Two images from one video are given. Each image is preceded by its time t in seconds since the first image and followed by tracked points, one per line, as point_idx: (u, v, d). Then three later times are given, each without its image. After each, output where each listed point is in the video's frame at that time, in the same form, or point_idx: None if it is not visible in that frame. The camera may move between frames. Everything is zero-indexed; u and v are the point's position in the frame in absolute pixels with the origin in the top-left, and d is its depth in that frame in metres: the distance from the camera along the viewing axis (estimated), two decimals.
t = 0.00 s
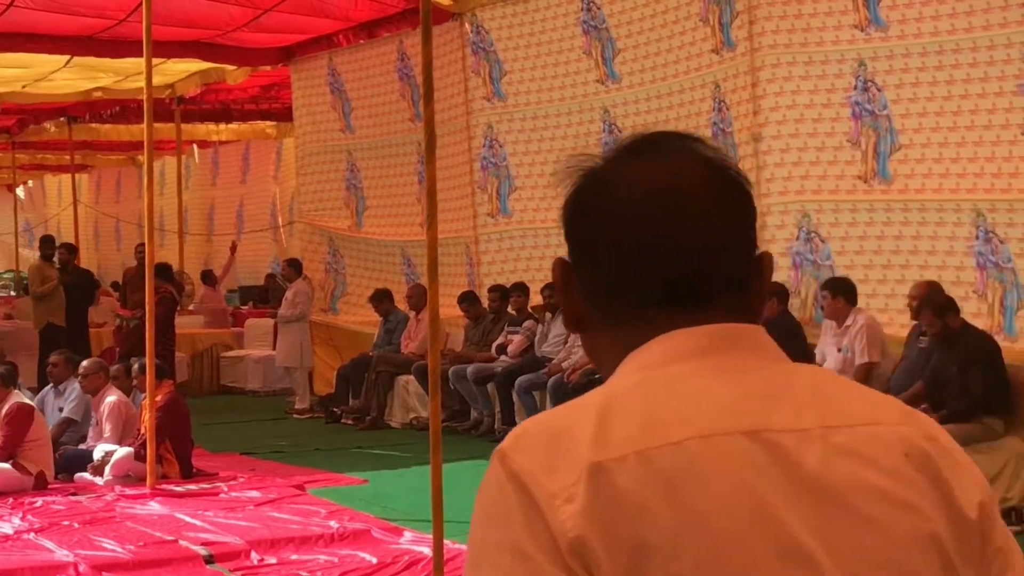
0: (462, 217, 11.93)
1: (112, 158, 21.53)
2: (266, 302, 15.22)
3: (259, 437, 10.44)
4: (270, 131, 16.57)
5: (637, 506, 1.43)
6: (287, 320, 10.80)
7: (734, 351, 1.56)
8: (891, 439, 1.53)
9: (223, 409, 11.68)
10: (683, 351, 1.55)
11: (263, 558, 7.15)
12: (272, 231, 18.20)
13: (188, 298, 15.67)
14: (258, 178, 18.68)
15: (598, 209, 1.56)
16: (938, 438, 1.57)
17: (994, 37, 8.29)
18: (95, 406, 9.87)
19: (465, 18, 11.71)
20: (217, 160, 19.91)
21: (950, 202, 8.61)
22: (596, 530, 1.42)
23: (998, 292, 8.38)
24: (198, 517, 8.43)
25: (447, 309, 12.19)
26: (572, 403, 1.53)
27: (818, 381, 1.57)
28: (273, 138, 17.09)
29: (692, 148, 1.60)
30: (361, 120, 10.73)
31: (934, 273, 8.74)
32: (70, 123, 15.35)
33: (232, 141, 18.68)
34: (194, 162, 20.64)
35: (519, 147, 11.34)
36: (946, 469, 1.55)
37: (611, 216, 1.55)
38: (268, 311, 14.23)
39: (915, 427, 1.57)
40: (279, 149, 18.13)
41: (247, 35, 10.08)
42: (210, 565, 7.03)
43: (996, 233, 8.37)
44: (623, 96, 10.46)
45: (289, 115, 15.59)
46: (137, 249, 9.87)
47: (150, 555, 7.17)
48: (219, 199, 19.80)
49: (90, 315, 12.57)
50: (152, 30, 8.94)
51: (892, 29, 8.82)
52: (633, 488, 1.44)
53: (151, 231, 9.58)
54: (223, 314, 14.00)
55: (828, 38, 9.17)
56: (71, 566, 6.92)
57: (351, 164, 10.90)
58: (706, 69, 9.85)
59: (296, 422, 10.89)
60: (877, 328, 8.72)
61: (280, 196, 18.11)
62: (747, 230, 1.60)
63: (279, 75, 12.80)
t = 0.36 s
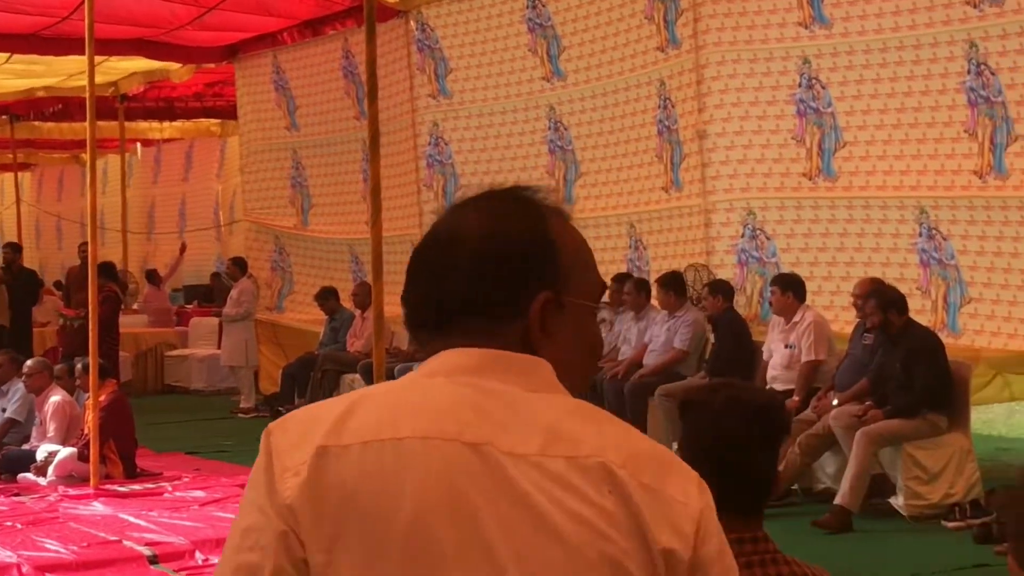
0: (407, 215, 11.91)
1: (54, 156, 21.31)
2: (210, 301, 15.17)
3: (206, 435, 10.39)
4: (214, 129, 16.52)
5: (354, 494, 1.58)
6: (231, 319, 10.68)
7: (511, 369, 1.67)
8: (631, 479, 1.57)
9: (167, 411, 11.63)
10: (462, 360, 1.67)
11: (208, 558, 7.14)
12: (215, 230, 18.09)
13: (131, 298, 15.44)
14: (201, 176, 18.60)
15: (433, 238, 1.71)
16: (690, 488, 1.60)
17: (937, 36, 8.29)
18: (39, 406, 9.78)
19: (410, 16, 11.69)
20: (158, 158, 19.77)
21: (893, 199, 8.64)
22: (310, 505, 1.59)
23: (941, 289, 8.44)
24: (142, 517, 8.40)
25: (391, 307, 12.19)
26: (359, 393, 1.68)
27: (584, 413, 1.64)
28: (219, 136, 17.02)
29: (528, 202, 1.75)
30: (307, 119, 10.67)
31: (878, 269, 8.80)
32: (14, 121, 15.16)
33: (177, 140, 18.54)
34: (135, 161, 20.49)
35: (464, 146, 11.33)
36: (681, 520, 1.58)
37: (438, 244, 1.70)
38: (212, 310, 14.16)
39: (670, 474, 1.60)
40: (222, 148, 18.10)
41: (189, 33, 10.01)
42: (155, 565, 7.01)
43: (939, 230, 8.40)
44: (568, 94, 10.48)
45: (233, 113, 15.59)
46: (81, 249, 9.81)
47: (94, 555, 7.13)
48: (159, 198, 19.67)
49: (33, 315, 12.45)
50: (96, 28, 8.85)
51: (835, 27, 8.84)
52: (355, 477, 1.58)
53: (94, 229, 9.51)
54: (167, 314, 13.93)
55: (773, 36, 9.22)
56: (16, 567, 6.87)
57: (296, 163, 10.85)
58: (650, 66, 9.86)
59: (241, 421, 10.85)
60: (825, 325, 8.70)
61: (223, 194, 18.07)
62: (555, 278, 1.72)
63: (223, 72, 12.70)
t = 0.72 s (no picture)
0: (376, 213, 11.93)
1: (21, 156, 21.20)
2: (179, 301, 15.15)
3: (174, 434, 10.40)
4: (182, 128, 16.46)
5: (188, 426, 1.70)
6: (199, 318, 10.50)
7: (363, 340, 1.73)
8: (432, 432, 1.59)
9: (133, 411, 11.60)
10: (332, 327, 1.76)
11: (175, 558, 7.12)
12: (183, 229, 18.02)
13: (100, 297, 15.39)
14: (169, 175, 18.56)
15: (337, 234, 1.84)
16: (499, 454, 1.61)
17: (904, 33, 8.29)
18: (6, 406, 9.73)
19: (378, 14, 11.64)
20: (125, 157, 19.70)
21: (860, 196, 8.66)
22: (155, 433, 1.73)
23: (908, 286, 8.45)
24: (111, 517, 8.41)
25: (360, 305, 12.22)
26: (240, 353, 1.80)
27: (423, 374, 1.68)
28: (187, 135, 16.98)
29: (431, 206, 1.83)
30: (276, 117, 10.64)
31: (845, 267, 8.82)
32: None
33: (143, 138, 18.45)
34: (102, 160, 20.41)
35: (432, 144, 11.36)
36: (477, 478, 1.60)
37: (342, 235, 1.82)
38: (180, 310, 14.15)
39: (476, 439, 1.61)
40: (189, 147, 18.09)
41: (157, 32, 9.98)
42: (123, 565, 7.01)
43: (906, 227, 8.40)
44: (537, 92, 10.52)
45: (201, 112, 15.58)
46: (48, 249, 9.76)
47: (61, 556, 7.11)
48: (123, 198, 19.59)
49: None
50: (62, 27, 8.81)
51: (802, 25, 8.86)
52: (192, 415, 1.70)
53: (61, 229, 9.47)
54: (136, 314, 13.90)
55: (740, 34, 9.21)
56: None
57: (265, 161, 10.79)
58: (618, 65, 9.88)
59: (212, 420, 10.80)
60: (794, 322, 8.71)
61: (190, 193, 18.04)
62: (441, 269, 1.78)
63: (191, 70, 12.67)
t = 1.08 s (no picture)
0: (375, 209, 11.97)
1: (19, 151, 21.18)
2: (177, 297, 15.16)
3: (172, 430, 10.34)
4: (182, 124, 16.47)
5: (71, 437, 1.83)
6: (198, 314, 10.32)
7: (239, 341, 1.84)
8: (278, 426, 1.71)
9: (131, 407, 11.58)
10: (198, 332, 1.87)
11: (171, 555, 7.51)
12: (180, 226, 18.02)
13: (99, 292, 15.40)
14: (166, 170, 18.55)
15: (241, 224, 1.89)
16: (343, 441, 1.71)
17: (902, 28, 8.26)
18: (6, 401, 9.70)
19: (375, 10, 11.69)
20: (122, 153, 19.69)
21: (859, 192, 8.64)
22: (47, 440, 1.85)
23: (907, 282, 8.43)
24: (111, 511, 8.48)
25: (357, 300, 12.23)
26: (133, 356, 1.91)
27: (276, 370, 1.79)
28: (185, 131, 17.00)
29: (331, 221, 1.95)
30: (274, 113, 10.59)
31: (843, 262, 8.80)
32: None
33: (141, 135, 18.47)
34: (100, 155, 20.41)
35: (429, 140, 11.40)
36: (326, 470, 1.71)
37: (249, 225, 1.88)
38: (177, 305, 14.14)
39: (324, 434, 1.72)
40: (188, 143, 18.10)
41: (154, 28, 9.97)
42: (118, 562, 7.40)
43: (904, 222, 8.38)
44: (534, 87, 10.53)
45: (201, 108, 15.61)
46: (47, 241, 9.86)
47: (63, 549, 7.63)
48: (118, 193, 19.58)
49: None
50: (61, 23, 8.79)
51: (800, 20, 8.84)
52: (84, 423, 1.83)
53: (60, 223, 9.55)
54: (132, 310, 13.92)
55: (738, 29, 9.20)
56: None
57: (262, 157, 10.75)
58: (616, 60, 9.87)
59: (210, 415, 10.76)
60: (789, 318, 8.67)
61: (188, 188, 18.04)
62: (336, 274, 1.91)
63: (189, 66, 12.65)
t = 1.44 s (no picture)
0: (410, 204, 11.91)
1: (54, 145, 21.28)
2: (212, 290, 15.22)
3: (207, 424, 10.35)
4: (217, 119, 16.52)
5: (146, 418, 2.03)
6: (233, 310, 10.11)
7: (292, 337, 2.05)
8: (340, 406, 1.94)
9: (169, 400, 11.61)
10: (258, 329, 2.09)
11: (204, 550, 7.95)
12: (214, 220, 18.06)
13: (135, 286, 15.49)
14: (201, 164, 18.59)
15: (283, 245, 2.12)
16: (395, 421, 1.95)
17: (941, 24, 8.22)
18: (43, 393, 9.78)
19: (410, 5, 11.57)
20: (157, 147, 19.74)
21: (897, 188, 8.58)
22: (124, 421, 2.05)
23: (944, 278, 8.38)
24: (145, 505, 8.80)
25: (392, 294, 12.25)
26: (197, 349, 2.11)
27: (331, 360, 2.01)
28: (220, 126, 17.03)
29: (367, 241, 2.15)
30: (309, 107, 10.51)
31: (881, 259, 8.73)
32: (16, 111, 15.05)
33: (176, 129, 18.52)
34: (134, 149, 20.47)
35: (465, 135, 11.38)
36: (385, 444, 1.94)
37: (291, 245, 2.11)
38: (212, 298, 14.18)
39: (383, 411, 1.95)
40: (224, 137, 18.13)
41: (191, 23, 9.97)
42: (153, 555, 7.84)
43: (943, 219, 8.32)
44: (570, 83, 10.50)
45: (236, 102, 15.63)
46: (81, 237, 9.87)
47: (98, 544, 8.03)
48: (152, 186, 19.64)
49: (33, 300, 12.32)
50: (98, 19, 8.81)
51: (838, 16, 8.80)
52: (159, 405, 2.03)
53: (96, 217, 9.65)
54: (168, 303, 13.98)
55: (774, 24, 9.17)
56: (18, 556, 7.83)
57: (298, 151, 10.66)
58: (653, 55, 9.84)
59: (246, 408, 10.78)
60: (826, 314, 8.65)
61: (223, 183, 18.07)
62: (369, 286, 2.10)
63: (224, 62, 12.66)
